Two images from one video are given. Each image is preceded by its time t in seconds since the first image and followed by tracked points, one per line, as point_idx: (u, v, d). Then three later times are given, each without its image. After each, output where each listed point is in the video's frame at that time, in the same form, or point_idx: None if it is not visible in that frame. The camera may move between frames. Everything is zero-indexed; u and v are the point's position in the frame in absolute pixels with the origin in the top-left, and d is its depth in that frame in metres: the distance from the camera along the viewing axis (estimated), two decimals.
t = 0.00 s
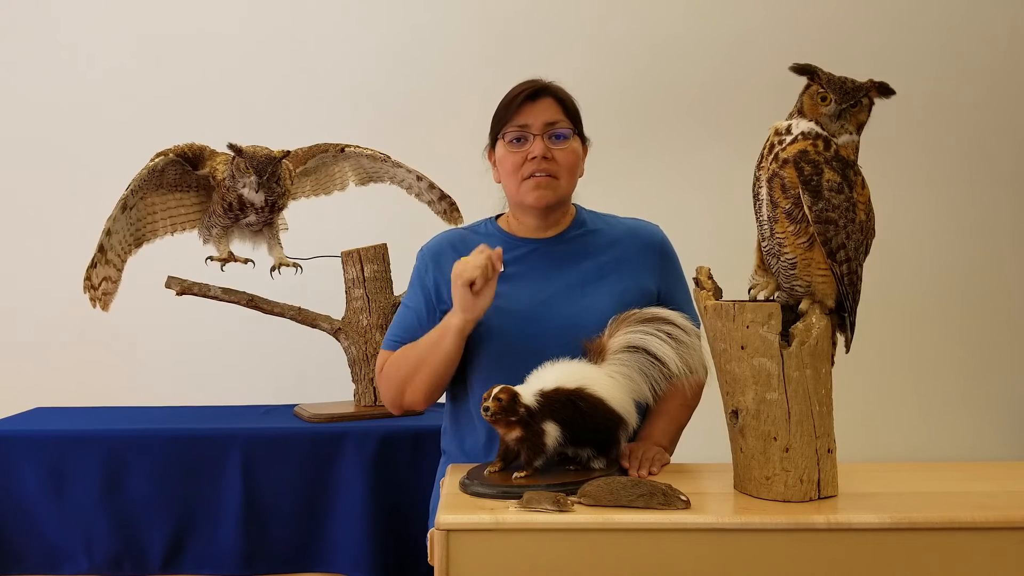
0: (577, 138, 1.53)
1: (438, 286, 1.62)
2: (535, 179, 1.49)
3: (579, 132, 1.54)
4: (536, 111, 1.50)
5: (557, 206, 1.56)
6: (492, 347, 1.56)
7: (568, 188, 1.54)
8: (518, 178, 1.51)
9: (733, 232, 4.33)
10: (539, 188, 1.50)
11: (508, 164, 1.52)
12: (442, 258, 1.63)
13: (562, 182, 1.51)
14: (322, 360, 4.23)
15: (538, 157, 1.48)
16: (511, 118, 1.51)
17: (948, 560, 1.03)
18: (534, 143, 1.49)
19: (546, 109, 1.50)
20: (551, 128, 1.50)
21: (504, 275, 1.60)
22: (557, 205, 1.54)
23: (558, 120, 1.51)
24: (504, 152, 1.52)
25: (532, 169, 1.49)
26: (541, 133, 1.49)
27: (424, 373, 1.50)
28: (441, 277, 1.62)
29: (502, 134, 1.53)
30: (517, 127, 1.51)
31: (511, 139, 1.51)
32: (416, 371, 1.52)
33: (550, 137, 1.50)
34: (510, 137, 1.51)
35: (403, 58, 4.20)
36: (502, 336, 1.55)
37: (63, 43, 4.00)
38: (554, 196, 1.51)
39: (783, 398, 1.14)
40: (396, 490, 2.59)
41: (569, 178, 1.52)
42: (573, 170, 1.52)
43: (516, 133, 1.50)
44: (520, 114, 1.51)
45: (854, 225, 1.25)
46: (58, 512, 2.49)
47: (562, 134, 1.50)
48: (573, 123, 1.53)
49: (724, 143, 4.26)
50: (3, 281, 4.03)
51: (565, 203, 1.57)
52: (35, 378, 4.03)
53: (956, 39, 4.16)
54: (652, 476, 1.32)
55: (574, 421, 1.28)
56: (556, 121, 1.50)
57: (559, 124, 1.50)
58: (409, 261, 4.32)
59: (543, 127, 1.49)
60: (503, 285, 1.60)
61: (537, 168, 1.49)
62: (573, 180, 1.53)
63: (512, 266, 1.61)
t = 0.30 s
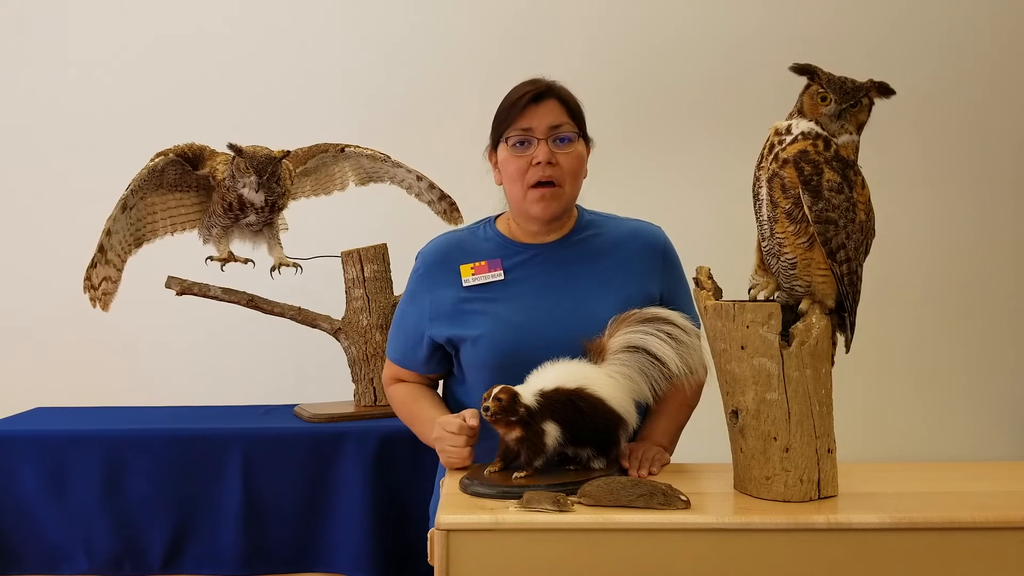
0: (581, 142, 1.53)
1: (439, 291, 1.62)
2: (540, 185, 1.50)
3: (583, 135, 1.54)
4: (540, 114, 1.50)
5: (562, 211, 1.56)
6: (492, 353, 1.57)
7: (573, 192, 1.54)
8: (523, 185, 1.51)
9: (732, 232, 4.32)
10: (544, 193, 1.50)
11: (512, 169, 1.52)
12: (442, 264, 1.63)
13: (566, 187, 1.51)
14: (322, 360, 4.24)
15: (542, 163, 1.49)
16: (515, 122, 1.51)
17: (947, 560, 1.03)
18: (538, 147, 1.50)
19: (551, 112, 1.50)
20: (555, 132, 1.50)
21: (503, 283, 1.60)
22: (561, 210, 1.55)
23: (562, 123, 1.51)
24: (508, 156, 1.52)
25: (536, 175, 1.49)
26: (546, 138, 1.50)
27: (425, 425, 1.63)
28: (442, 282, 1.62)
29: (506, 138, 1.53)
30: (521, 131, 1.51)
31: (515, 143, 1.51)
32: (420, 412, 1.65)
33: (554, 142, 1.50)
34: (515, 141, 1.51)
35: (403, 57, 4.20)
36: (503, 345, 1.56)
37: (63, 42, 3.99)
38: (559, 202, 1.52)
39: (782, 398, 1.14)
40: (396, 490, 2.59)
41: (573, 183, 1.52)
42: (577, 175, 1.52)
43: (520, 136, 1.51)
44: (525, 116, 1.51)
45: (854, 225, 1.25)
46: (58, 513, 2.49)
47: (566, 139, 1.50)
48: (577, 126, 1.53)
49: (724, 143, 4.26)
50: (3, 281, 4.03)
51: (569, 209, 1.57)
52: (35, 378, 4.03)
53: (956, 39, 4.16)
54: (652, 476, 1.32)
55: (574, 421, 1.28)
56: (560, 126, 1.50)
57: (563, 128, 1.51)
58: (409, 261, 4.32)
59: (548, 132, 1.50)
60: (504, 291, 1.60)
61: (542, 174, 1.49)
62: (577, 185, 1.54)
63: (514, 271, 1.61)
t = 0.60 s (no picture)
0: (582, 142, 1.53)
1: (439, 291, 1.62)
2: (541, 185, 1.50)
3: (584, 136, 1.54)
4: (541, 114, 1.50)
5: (563, 211, 1.56)
6: (493, 352, 1.57)
7: (574, 192, 1.54)
8: (524, 184, 1.51)
9: (732, 232, 4.33)
10: (545, 193, 1.50)
11: (513, 169, 1.52)
12: (442, 263, 1.63)
13: (568, 187, 1.51)
14: (322, 360, 4.23)
15: (543, 163, 1.49)
16: (516, 122, 1.51)
17: (947, 560, 1.03)
18: (538, 147, 1.50)
19: (552, 112, 1.50)
20: (556, 132, 1.50)
21: (504, 282, 1.60)
22: (563, 210, 1.54)
23: (563, 123, 1.51)
24: (508, 156, 1.53)
25: (537, 175, 1.49)
26: (546, 138, 1.50)
27: (426, 425, 1.64)
28: (442, 282, 1.62)
29: (507, 138, 1.53)
30: (522, 131, 1.51)
31: (515, 143, 1.51)
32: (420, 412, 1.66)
33: (555, 142, 1.50)
34: (516, 141, 1.52)
35: (403, 57, 4.20)
36: (504, 345, 1.56)
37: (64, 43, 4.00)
38: (560, 201, 1.52)
39: (782, 398, 1.14)
40: (396, 491, 2.59)
41: (575, 183, 1.52)
42: (579, 175, 1.52)
43: (521, 137, 1.51)
44: (526, 117, 1.51)
45: (854, 225, 1.25)
46: (57, 513, 2.49)
47: (566, 139, 1.50)
48: (578, 126, 1.53)
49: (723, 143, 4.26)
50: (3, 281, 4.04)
51: (570, 209, 1.57)
52: (35, 378, 4.03)
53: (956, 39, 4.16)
54: (652, 476, 1.32)
55: (574, 421, 1.28)
56: (561, 126, 1.50)
57: (564, 128, 1.51)
58: (409, 261, 4.31)
59: (548, 132, 1.50)
60: (504, 290, 1.60)
61: (543, 173, 1.49)
62: (579, 185, 1.54)
63: (514, 271, 1.60)
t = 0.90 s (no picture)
0: (581, 139, 1.53)
1: (439, 290, 1.62)
2: (540, 182, 1.49)
3: (583, 133, 1.54)
4: (540, 111, 1.50)
5: (563, 208, 1.56)
6: (494, 350, 1.57)
7: (573, 190, 1.54)
8: (523, 181, 1.51)
9: (732, 233, 4.32)
10: (544, 190, 1.50)
11: (513, 167, 1.52)
12: (443, 262, 1.63)
13: (567, 184, 1.51)
14: (322, 360, 4.23)
15: (542, 160, 1.49)
16: (515, 119, 1.51)
17: (947, 560, 1.03)
18: (538, 144, 1.50)
19: (551, 110, 1.50)
20: (555, 129, 1.50)
21: (504, 280, 1.60)
22: (562, 207, 1.54)
23: (562, 120, 1.51)
24: (508, 153, 1.53)
25: (536, 172, 1.49)
26: (546, 135, 1.50)
27: (426, 425, 1.64)
28: (442, 280, 1.62)
29: (506, 135, 1.53)
30: (521, 128, 1.51)
31: (515, 140, 1.51)
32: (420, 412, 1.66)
33: (554, 139, 1.50)
34: (515, 138, 1.51)
35: (403, 58, 4.20)
36: (506, 341, 1.56)
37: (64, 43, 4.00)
38: (559, 198, 1.52)
39: (782, 398, 1.14)
40: (396, 491, 2.59)
41: (574, 180, 1.52)
42: (577, 172, 1.52)
43: (520, 134, 1.51)
44: (525, 114, 1.51)
45: (854, 225, 1.25)
46: (57, 512, 2.49)
47: (565, 136, 1.50)
48: (577, 124, 1.53)
49: (723, 143, 4.26)
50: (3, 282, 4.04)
51: (569, 206, 1.57)
52: (36, 378, 4.04)
53: (956, 39, 4.16)
54: (652, 476, 1.32)
55: (574, 421, 1.28)
56: (560, 122, 1.50)
57: (563, 125, 1.51)
58: (409, 261, 4.31)
59: (547, 129, 1.50)
60: (504, 288, 1.60)
61: (542, 170, 1.49)
62: (578, 182, 1.54)
63: (514, 269, 1.60)
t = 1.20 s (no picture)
0: (582, 137, 1.53)
1: (439, 287, 1.62)
2: (543, 179, 1.49)
3: (584, 131, 1.54)
4: (541, 109, 1.50)
5: (565, 206, 1.56)
6: (494, 349, 1.57)
7: (575, 187, 1.54)
8: (525, 179, 1.51)
9: (732, 233, 4.33)
10: (546, 188, 1.50)
11: (515, 164, 1.52)
12: (443, 261, 1.63)
13: (568, 182, 1.51)
14: (321, 360, 4.23)
15: (544, 157, 1.49)
16: (516, 117, 1.51)
17: (947, 560, 1.03)
18: (539, 142, 1.49)
19: (551, 108, 1.50)
20: (556, 127, 1.50)
21: (504, 278, 1.60)
22: (565, 205, 1.54)
23: (563, 118, 1.51)
24: (509, 151, 1.53)
25: (538, 169, 1.49)
26: (547, 132, 1.50)
27: (426, 425, 1.64)
28: (442, 278, 1.63)
29: (507, 133, 1.53)
30: (523, 126, 1.51)
31: (516, 138, 1.51)
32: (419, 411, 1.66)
33: (555, 137, 1.50)
34: (516, 137, 1.51)
35: (404, 58, 4.20)
36: (506, 339, 1.56)
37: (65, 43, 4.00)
38: (561, 196, 1.51)
39: (783, 398, 1.14)
40: (396, 491, 2.59)
41: (575, 178, 1.52)
42: (579, 170, 1.52)
43: (521, 132, 1.51)
44: (526, 113, 1.51)
45: (854, 225, 1.25)
46: (57, 512, 2.49)
47: (567, 133, 1.50)
48: (578, 122, 1.53)
49: (723, 144, 4.26)
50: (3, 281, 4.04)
51: (571, 205, 1.57)
52: (36, 378, 4.04)
53: (957, 39, 4.16)
54: (652, 476, 1.32)
55: (575, 421, 1.28)
56: (560, 120, 1.51)
57: (564, 122, 1.51)
58: (409, 261, 4.32)
59: (549, 126, 1.50)
60: (504, 286, 1.60)
61: (544, 168, 1.49)
62: (579, 180, 1.53)
63: (515, 267, 1.61)
